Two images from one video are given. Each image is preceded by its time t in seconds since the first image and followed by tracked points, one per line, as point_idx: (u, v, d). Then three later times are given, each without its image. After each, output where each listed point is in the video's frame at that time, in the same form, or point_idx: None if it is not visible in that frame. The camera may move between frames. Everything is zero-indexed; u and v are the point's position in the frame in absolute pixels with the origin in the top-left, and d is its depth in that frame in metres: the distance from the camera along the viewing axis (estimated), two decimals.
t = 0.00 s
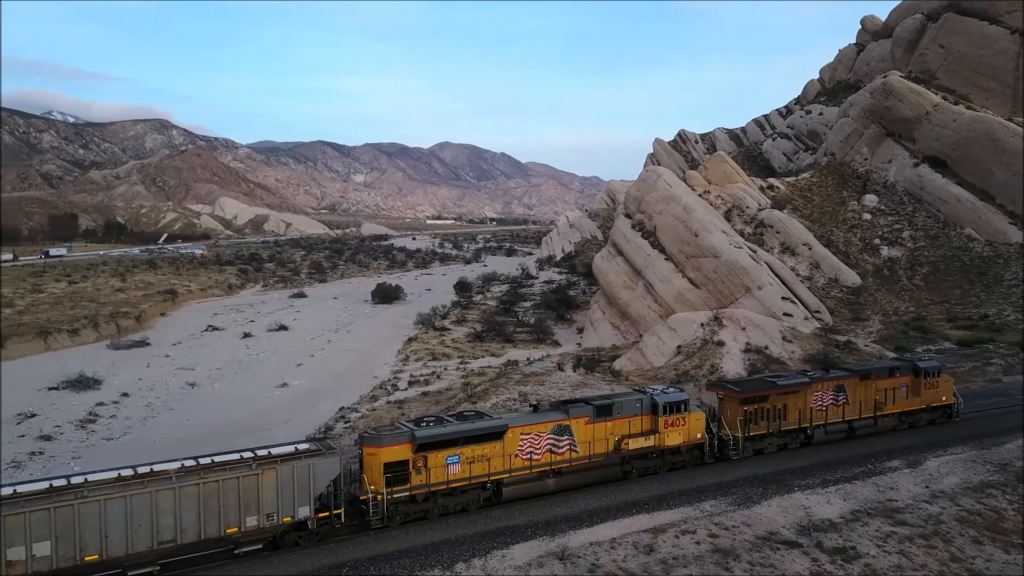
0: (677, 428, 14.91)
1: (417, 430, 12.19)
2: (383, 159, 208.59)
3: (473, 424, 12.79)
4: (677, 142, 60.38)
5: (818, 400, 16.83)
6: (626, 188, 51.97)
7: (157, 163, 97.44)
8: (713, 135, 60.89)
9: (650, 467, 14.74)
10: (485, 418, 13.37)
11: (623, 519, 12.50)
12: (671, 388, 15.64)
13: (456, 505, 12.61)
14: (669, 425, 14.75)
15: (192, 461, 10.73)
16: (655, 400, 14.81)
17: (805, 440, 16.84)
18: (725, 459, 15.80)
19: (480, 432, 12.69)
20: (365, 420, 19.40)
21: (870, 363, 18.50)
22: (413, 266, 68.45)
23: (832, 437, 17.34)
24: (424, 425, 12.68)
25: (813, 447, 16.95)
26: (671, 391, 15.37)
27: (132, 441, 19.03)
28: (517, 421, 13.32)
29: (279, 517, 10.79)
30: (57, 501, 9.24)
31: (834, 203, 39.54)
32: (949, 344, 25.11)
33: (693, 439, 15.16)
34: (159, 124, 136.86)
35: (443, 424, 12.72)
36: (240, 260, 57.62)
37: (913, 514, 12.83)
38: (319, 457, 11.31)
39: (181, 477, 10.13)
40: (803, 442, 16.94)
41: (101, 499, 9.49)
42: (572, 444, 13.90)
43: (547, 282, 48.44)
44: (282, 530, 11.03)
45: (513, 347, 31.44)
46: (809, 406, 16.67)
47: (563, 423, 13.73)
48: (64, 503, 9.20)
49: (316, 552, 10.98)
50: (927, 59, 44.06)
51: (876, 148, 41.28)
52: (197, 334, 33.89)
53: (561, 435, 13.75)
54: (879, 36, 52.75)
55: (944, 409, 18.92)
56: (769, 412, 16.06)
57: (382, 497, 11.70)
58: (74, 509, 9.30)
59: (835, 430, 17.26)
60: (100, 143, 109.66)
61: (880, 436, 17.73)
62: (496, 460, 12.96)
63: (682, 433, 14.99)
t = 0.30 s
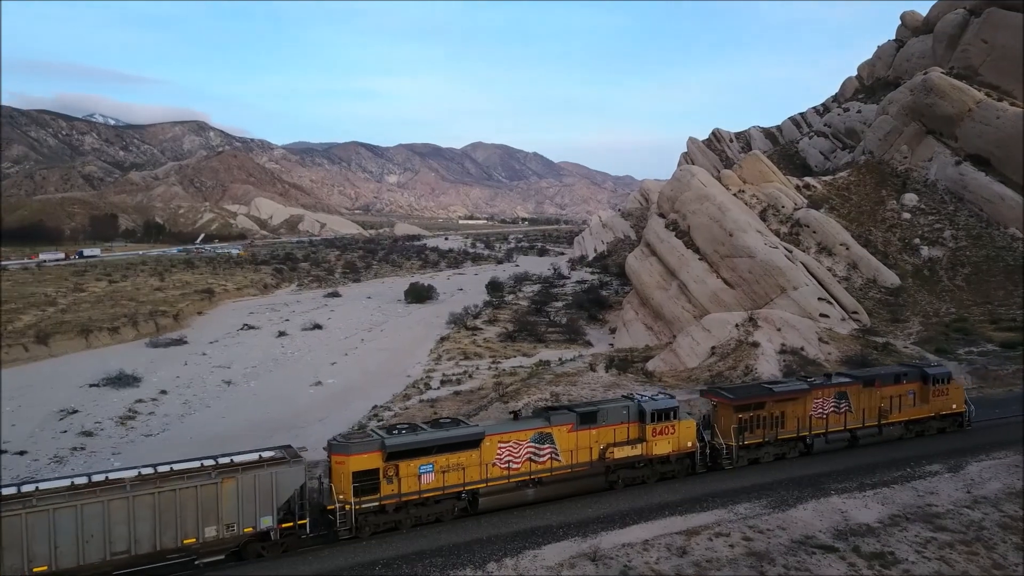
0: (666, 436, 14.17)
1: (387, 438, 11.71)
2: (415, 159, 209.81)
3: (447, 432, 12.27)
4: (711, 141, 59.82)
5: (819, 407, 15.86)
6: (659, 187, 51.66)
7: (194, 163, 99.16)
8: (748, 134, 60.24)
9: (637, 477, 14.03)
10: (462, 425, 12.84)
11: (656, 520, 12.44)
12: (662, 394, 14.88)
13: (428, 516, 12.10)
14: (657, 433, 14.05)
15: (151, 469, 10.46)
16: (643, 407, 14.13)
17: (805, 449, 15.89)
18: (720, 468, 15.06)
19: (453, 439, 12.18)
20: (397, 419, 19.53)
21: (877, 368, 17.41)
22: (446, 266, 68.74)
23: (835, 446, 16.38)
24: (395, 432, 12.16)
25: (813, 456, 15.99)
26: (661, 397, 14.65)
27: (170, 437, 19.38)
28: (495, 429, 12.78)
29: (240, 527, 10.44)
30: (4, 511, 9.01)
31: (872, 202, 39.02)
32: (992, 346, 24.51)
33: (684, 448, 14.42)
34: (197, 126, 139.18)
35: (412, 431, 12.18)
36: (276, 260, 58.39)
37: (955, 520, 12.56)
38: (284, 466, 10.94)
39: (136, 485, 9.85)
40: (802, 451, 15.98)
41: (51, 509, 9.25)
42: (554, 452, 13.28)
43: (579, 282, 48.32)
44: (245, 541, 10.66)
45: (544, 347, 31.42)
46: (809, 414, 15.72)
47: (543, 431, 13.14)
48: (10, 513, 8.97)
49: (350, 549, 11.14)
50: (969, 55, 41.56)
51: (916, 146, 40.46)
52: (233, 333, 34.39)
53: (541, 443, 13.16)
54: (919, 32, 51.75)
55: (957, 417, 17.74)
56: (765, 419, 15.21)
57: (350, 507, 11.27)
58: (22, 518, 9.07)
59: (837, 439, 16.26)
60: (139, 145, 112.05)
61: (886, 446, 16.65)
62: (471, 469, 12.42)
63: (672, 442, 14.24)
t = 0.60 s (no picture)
0: (651, 445, 13.62)
1: (354, 446, 11.37)
2: (448, 160, 210.58)
3: (418, 440, 11.88)
4: (746, 140, 59.17)
5: (815, 415, 15.38)
6: (693, 186, 51.20)
7: (231, 164, 100.62)
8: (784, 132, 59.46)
9: (620, 488, 13.49)
10: (434, 433, 12.44)
11: (688, 522, 12.33)
12: (647, 400, 14.33)
13: (397, 526, 11.67)
14: (642, 442, 13.52)
15: (106, 477, 10.22)
16: (626, 415, 13.61)
17: (801, 458, 15.32)
18: (711, 478, 14.44)
19: (423, 448, 11.77)
20: (429, 418, 19.62)
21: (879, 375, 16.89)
22: (478, 266, 68.84)
23: (833, 456, 15.75)
24: (365, 439, 11.82)
25: (810, 466, 15.41)
26: (647, 404, 14.10)
27: (207, 434, 19.67)
28: (469, 437, 12.35)
29: (196, 537, 10.21)
30: None
31: (912, 201, 38.33)
32: None
33: (670, 458, 13.86)
34: (234, 127, 141.14)
35: (382, 439, 11.85)
36: (311, 260, 59.05)
37: (997, 526, 12.27)
38: (243, 474, 10.67)
39: (88, 494, 9.61)
40: (798, 460, 15.40)
41: None
42: (532, 461, 12.79)
43: (612, 282, 48.17)
44: (204, 551, 10.41)
45: (577, 347, 31.36)
46: (805, 421, 15.21)
47: (520, 439, 12.66)
48: None
49: (382, 548, 11.25)
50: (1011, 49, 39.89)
51: (957, 143, 39.58)
52: (269, 332, 34.84)
53: (519, 451, 12.68)
54: (961, 27, 50.63)
55: (963, 425, 17.10)
56: (758, 427, 14.67)
57: (314, 517, 10.96)
58: None
59: (836, 448, 15.66)
60: (177, 147, 114.21)
61: (888, 455, 16.04)
62: (443, 478, 11.98)
63: (657, 450, 13.69)
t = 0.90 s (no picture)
0: (631, 454, 13.12)
1: (319, 454, 10.96)
2: (480, 160, 211.19)
3: (385, 447, 11.46)
4: (782, 138, 58.46)
5: (808, 423, 14.72)
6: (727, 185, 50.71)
7: (266, 166, 101.96)
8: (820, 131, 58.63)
9: (599, 498, 12.98)
10: (403, 441, 12.00)
11: (723, 525, 12.19)
12: (630, 408, 13.88)
13: (364, 536, 11.21)
14: (621, 450, 13.02)
15: (59, 484, 9.82)
16: (606, 422, 13.09)
17: (794, 468, 14.60)
18: (697, 488, 13.78)
19: (392, 455, 11.34)
20: (461, 417, 19.65)
21: (879, 382, 16.12)
22: (510, 266, 68.84)
23: (829, 465, 14.99)
24: (330, 447, 11.43)
25: (804, 476, 14.68)
26: (628, 411, 13.63)
27: (242, 432, 19.91)
28: (440, 445, 11.92)
29: (151, 546, 9.76)
30: None
31: (953, 200, 37.55)
32: None
33: (652, 467, 13.30)
34: (269, 129, 142.75)
35: (348, 446, 11.45)
36: (345, 260, 59.63)
37: None
38: (202, 481, 10.18)
39: (35, 502, 9.23)
40: (791, 470, 14.70)
41: None
42: (506, 470, 12.33)
43: (645, 282, 47.94)
44: (160, 561, 9.96)
45: (609, 347, 31.23)
46: (796, 429, 14.54)
47: (494, 447, 12.21)
48: None
49: (414, 547, 11.35)
50: None
51: (1001, 141, 38.69)
52: (303, 331, 35.21)
53: (492, 460, 12.21)
54: (1005, 22, 49.48)
55: (969, 434, 16.26)
56: (747, 436, 14.00)
57: (275, 526, 10.54)
58: None
59: (831, 457, 14.92)
60: (214, 148, 116.15)
61: (887, 466, 15.24)
62: (412, 487, 11.53)
63: (638, 459, 13.19)
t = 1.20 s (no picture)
0: (609, 462, 12.66)
1: (279, 461, 10.81)
2: (512, 160, 211.25)
3: (348, 455, 11.23)
4: (818, 137, 57.62)
5: (799, 431, 14.08)
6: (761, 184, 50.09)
7: (300, 167, 103.13)
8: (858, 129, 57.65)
9: (576, 508, 12.58)
10: (370, 448, 11.74)
11: (757, 529, 12.05)
12: (610, 414, 13.38)
13: (328, 545, 11.04)
14: (599, 459, 12.56)
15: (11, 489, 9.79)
16: (582, 430, 12.67)
17: (783, 478, 14.01)
18: (681, 498, 13.27)
19: (355, 463, 11.14)
20: (492, 417, 19.65)
21: (877, 389, 15.40)
22: (541, 266, 68.67)
23: (822, 475, 14.36)
24: (293, 454, 11.23)
25: (794, 486, 14.09)
26: (607, 418, 13.12)
27: (277, 430, 20.09)
28: (407, 453, 11.64)
29: (102, 555, 9.76)
30: None
31: (996, 199, 36.66)
32: None
33: (631, 476, 12.85)
34: (303, 130, 143.90)
35: (311, 454, 11.24)
36: (378, 260, 60.01)
37: None
38: (155, 489, 10.14)
39: None
40: (780, 480, 14.11)
41: None
42: (477, 478, 11.98)
43: (678, 282, 47.60)
44: (111, 569, 9.97)
45: (642, 348, 31.06)
46: (787, 438, 13.91)
47: (463, 455, 11.88)
48: None
49: (445, 545, 11.40)
50: None
51: None
52: (337, 330, 35.46)
53: (462, 468, 11.89)
54: None
55: (972, 443, 15.50)
56: (733, 444, 13.47)
57: (234, 535, 10.42)
58: None
59: (822, 467, 14.29)
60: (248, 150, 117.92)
61: (882, 476, 14.58)
62: (376, 496, 11.27)
63: (616, 468, 12.73)
